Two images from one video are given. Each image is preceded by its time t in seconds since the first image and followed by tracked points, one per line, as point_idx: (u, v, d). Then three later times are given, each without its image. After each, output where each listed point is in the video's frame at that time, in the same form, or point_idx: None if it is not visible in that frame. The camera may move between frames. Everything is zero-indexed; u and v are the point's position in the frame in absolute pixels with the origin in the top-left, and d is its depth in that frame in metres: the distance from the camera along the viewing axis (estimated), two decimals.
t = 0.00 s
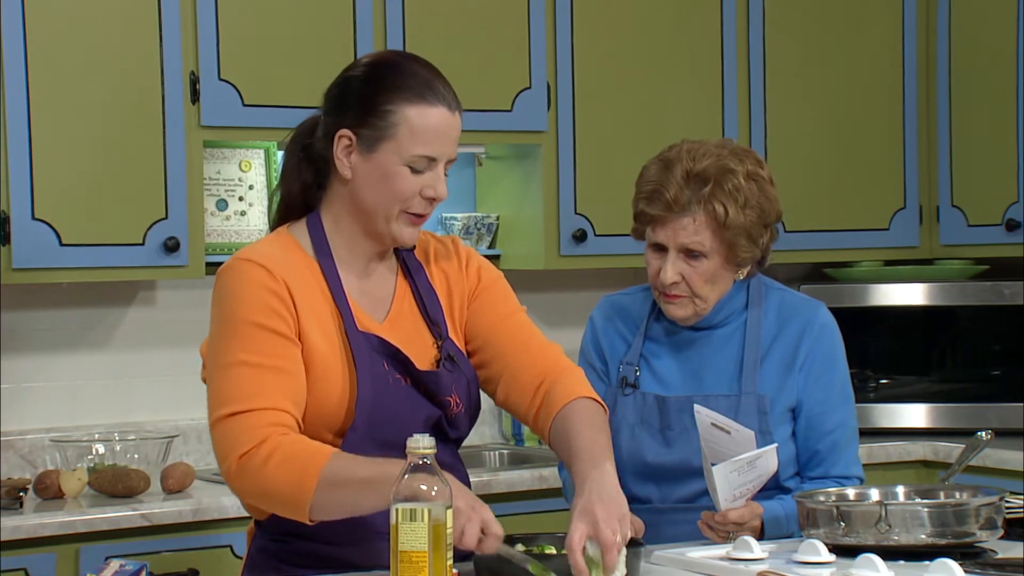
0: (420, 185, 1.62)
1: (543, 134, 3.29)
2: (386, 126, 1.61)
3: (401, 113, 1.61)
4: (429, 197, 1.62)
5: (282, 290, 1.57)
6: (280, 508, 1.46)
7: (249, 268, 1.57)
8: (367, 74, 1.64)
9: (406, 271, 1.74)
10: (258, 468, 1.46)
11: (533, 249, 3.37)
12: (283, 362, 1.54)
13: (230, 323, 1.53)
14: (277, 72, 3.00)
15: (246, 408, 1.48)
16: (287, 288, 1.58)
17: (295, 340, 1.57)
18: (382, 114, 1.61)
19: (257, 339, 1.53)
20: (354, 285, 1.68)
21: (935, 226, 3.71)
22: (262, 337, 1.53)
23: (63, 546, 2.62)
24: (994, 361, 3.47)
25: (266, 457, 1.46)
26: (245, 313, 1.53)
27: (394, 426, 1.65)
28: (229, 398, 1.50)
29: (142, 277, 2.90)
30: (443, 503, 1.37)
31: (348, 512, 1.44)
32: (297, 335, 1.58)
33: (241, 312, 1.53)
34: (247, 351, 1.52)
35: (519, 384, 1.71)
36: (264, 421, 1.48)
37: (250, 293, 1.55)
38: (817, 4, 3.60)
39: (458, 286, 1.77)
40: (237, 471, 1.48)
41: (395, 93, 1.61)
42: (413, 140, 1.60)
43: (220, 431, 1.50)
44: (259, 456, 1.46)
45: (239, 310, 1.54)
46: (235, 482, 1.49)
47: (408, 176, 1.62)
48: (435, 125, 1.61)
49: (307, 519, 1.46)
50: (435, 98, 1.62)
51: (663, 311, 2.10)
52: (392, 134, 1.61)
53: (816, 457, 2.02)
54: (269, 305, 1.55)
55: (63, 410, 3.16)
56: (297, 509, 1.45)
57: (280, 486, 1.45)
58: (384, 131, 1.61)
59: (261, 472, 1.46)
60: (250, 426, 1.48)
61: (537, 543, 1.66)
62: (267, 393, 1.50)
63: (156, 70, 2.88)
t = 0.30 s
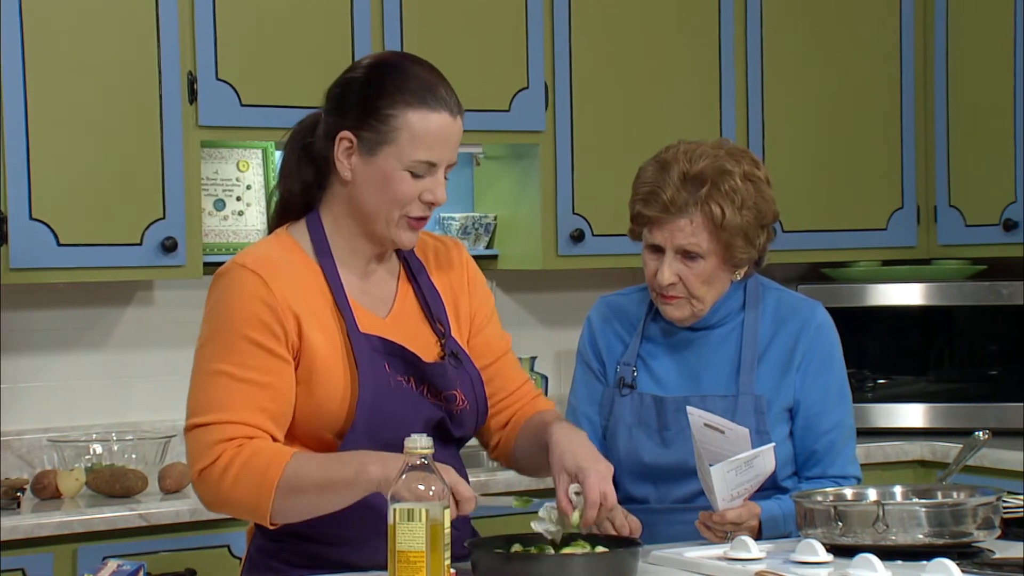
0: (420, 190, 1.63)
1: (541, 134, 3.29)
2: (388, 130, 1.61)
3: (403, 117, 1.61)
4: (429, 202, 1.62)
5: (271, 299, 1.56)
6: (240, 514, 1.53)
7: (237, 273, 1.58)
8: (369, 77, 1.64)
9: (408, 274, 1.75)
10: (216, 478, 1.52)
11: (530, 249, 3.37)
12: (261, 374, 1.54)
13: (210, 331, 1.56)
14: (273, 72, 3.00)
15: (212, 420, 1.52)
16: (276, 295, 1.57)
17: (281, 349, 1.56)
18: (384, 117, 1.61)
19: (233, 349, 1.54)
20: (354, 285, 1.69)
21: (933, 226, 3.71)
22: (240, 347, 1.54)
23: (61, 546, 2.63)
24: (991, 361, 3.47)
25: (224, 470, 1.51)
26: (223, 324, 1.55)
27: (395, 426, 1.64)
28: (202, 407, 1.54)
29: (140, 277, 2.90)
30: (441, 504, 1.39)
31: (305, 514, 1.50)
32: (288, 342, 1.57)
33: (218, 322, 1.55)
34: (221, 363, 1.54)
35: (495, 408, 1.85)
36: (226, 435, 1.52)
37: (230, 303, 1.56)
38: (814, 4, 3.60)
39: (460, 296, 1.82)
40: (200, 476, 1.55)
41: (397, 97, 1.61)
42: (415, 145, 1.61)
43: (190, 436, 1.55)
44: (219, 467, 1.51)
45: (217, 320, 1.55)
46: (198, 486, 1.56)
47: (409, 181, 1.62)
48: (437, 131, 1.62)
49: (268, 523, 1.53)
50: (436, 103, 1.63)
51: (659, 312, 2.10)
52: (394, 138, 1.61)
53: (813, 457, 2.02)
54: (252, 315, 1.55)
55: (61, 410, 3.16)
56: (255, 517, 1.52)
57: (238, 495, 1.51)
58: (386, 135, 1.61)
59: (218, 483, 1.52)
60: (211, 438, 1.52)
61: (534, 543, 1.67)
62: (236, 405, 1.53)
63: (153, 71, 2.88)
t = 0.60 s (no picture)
0: (409, 183, 1.65)
1: (537, 134, 3.29)
2: (378, 122, 1.63)
3: (393, 110, 1.63)
4: (418, 194, 1.64)
5: (275, 290, 1.57)
6: (266, 512, 1.52)
7: (233, 268, 1.58)
8: (358, 73, 1.66)
9: (397, 269, 1.78)
10: (248, 476, 1.51)
11: (527, 248, 3.37)
12: (275, 367, 1.55)
13: (217, 329, 1.55)
14: (269, 72, 2.99)
15: (238, 416, 1.51)
16: (278, 286, 1.58)
17: (288, 339, 1.57)
18: (374, 110, 1.63)
19: (248, 344, 1.54)
20: (346, 278, 1.70)
21: (929, 226, 3.71)
22: (253, 342, 1.54)
23: (57, 547, 2.62)
24: (987, 361, 3.48)
25: (256, 467, 1.50)
26: (231, 320, 1.54)
27: (389, 418, 1.66)
28: (223, 403, 1.52)
29: (136, 277, 2.90)
30: (437, 503, 1.39)
31: (334, 516, 1.51)
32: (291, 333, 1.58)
33: (228, 319, 1.54)
34: (235, 359, 1.53)
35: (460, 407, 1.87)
36: (257, 431, 1.51)
37: (239, 297, 1.55)
38: (811, 4, 3.60)
39: (447, 295, 1.84)
40: (226, 477, 1.53)
41: (387, 90, 1.64)
42: (405, 137, 1.63)
43: (210, 436, 1.54)
44: (251, 464, 1.51)
45: (227, 317, 1.55)
46: (222, 484, 1.54)
47: (399, 173, 1.64)
48: (426, 125, 1.64)
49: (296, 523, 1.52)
50: (425, 97, 1.66)
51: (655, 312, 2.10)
52: (384, 130, 1.63)
53: (809, 457, 2.02)
54: (258, 307, 1.55)
55: (57, 410, 3.15)
56: (286, 515, 1.51)
57: (271, 493, 1.51)
58: (377, 127, 1.63)
59: (250, 481, 1.51)
60: (239, 435, 1.51)
61: (529, 543, 1.68)
62: (257, 400, 1.53)
63: (150, 71, 2.88)
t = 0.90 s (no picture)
0: (400, 181, 1.65)
1: (533, 134, 3.29)
2: (369, 119, 1.64)
3: (385, 108, 1.64)
4: (408, 192, 1.65)
5: (273, 284, 1.57)
6: (270, 505, 1.52)
7: (229, 262, 1.58)
8: (351, 72, 1.67)
9: (386, 267, 1.79)
10: (250, 469, 1.51)
11: (522, 248, 3.37)
12: (274, 360, 1.55)
13: (215, 324, 1.54)
14: (264, 72, 2.99)
15: (238, 410, 1.51)
16: (275, 280, 1.58)
17: (286, 332, 1.57)
18: (366, 108, 1.64)
19: (246, 338, 1.54)
20: (338, 275, 1.71)
21: (924, 226, 3.71)
22: (252, 335, 1.54)
23: (52, 547, 2.62)
24: (982, 361, 3.48)
25: (259, 461, 1.50)
26: (230, 314, 1.54)
27: (383, 414, 1.67)
28: (222, 398, 1.52)
29: (131, 277, 2.89)
30: (432, 503, 1.39)
31: (333, 513, 1.51)
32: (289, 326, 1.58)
33: (227, 313, 1.54)
34: (235, 353, 1.53)
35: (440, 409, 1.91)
36: (259, 424, 1.51)
37: (238, 291, 1.55)
38: (805, 4, 3.61)
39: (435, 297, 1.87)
40: (228, 470, 1.53)
41: (379, 88, 1.64)
42: (395, 134, 1.63)
43: (210, 430, 1.53)
44: (254, 457, 1.51)
45: (226, 311, 1.54)
46: (225, 480, 1.53)
47: (390, 170, 1.65)
48: (417, 123, 1.65)
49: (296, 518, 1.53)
50: (418, 96, 1.66)
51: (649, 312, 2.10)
52: (375, 127, 1.64)
53: (804, 456, 2.02)
54: (257, 301, 1.55)
55: (52, 410, 3.15)
56: (287, 510, 1.51)
57: (274, 486, 1.51)
58: (368, 125, 1.64)
59: (251, 475, 1.51)
60: (242, 428, 1.51)
61: (525, 543, 1.68)
62: (258, 393, 1.53)
63: (145, 71, 2.88)
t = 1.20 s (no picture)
0: (395, 181, 1.66)
1: (527, 134, 3.29)
2: (365, 119, 1.65)
3: (381, 108, 1.65)
4: (402, 192, 1.66)
5: (278, 277, 1.59)
6: (288, 502, 1.51)
7: (232, 258, 1.58)
8: (347, 74, 1.69)
9: (376, 269, 1.83)
10: (266, 464, 1.50)
11: (517, 248, 3.37)
12: (283, 351, 1.55)
13: (222, 319, 1.55)
14: (258, 72, 2.99)
15: (251, 403, 1.51)
16: (282, 272, 1.60)
17: (293, 324, 1.58)
18: (362, 108, 1.65)
19: (257, 329, 1.54)
20: (332, 274, 1.72)
21: (918, 226, 3.71)
22: (260, 328, 1.54)
23: (45, 547, 2.62)
24: (975, 361, 3.49)
25: (274, 454, 1.50)
26: (237, 308, 1.55)
27: (381, 407, 1.69)
28: (233, 391, 1.52)
29: (125, 277, 2.89)
30: (426, 503, 1.39)
31: (349, 508, 1.49)
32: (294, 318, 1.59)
33: (234, 306, 1.55)
34: (244, 346, 1.53)
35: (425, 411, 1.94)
36: (273, 417, 1.51)
37: (244, 285, 1.56)
38: (800, 4, 3.61)
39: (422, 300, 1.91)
40: (245, 467, 1.52)
41: (374, 89, 1.66)
42: (390, 134, 1.65)
43: (225, 426, 1.53)
44: (270, 451, 1.50)
45: (232, 305, 1.55)
46: (241, 476, 1.52)
47: (384, 170, 1.66)
48: (412, 124, 1.67)
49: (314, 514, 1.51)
50: (413, 98, 1.68)
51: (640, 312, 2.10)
52: (371, 127, 1.65)
53: (795, 455, 2.03)
54: (263, 293, 1.56)
55: (46, 411, 3.14)
56: (304, 505, 1.50)
57: (290, 481, 1.50)
58: (364, 124, 1.65)
59: (269, 470, 1.50)
60: (257, 422, 1.51)
61: (519, 543, 1.68)
62: (268, 386, 1.53)
63: (139, 71, 2.88)
